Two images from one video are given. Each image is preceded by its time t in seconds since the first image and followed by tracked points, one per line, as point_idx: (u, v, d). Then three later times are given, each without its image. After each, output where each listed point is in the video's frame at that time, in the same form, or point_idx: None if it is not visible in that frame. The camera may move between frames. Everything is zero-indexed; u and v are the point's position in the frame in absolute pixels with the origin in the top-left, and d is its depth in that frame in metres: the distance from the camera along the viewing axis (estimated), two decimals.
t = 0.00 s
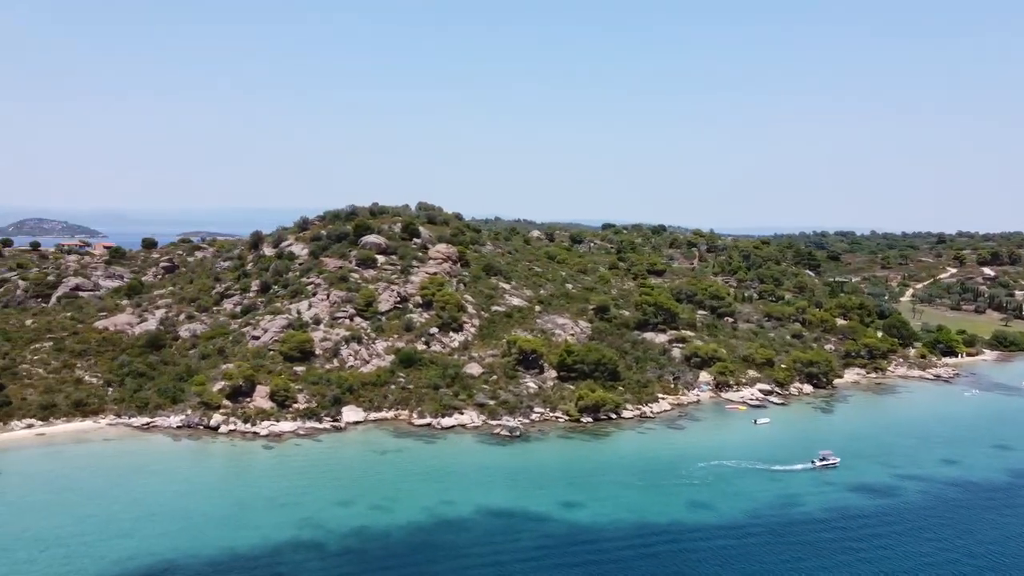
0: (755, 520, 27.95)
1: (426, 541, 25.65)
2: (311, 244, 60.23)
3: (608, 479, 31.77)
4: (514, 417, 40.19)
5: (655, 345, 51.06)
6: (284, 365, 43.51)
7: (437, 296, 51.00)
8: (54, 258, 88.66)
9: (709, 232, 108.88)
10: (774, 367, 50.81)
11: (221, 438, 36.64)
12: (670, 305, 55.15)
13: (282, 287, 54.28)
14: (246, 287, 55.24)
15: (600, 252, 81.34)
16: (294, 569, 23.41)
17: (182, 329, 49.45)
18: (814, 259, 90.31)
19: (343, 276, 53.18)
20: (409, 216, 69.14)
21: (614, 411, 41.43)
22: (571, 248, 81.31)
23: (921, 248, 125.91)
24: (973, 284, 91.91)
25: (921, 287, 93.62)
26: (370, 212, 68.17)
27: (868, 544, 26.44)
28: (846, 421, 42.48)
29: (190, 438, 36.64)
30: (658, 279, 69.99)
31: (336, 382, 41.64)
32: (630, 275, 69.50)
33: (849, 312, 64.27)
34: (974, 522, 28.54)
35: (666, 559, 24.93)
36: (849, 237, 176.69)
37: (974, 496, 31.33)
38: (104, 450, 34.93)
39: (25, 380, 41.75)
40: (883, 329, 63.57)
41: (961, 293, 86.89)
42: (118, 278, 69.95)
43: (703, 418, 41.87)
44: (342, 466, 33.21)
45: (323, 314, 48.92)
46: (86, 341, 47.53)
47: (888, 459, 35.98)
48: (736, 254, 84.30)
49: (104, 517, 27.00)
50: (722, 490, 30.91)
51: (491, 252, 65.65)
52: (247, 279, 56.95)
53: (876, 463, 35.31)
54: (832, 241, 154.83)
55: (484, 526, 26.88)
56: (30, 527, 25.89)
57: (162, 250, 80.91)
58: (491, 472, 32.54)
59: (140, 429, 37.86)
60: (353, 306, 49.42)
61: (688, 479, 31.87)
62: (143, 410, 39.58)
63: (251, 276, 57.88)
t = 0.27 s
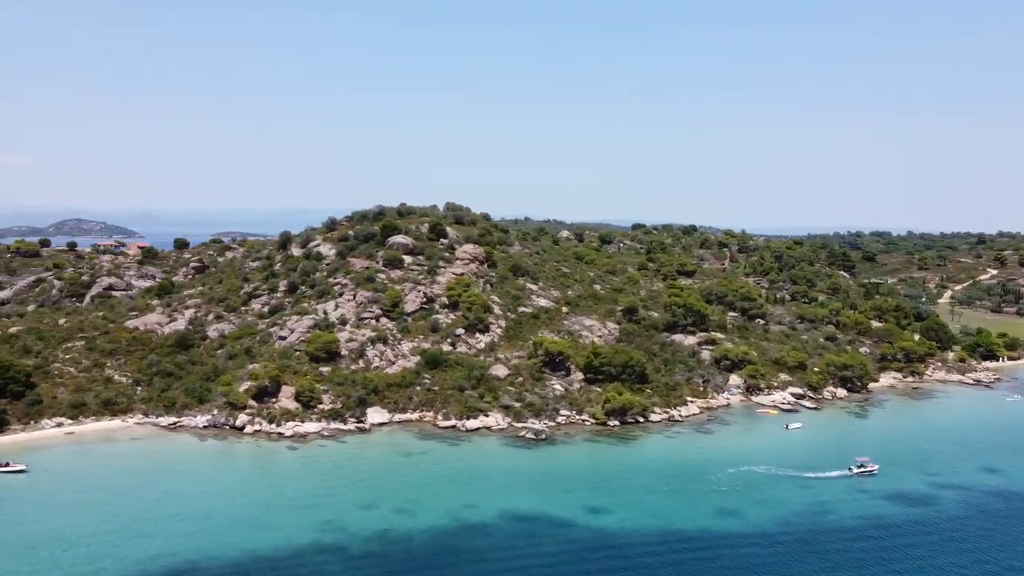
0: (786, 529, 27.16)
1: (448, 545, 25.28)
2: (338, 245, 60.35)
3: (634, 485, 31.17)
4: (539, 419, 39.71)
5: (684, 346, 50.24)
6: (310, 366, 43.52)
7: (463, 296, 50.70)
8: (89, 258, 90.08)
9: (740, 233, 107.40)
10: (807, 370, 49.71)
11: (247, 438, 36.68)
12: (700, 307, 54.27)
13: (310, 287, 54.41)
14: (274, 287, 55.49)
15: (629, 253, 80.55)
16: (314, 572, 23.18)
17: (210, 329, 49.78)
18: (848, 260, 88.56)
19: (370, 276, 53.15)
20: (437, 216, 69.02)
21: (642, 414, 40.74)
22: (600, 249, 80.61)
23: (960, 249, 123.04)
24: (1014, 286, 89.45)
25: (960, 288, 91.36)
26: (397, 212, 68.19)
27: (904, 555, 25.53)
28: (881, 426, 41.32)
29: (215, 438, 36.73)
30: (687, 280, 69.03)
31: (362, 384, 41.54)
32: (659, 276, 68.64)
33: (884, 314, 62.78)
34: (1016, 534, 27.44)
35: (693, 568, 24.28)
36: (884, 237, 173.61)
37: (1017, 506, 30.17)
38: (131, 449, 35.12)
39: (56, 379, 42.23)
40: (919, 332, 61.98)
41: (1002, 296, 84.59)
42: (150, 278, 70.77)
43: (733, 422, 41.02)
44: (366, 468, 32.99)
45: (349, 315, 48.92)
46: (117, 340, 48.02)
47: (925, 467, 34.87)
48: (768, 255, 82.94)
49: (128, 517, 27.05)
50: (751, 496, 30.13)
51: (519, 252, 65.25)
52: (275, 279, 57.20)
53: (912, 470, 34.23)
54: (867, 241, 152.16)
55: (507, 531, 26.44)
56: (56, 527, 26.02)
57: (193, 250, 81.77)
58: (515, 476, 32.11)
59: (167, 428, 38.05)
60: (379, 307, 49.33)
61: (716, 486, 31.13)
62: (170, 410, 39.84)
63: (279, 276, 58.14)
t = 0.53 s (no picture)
0: (819, 538, 26.30)
1: (470, 551, 24.87)
2: (367, 245, 60.39)
3: (662, 491, 30.51)
4: (566, 422, 39.14)
5: (715, 349, 49.33)
6: (336, 366, 43.48)
7: (490, 297, 50.29)
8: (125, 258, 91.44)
9: (774, 233, 105.69)
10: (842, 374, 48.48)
11: (272, 439, 36.67)
12: (731, 309, 53.26)
13: (337, 287, 54.44)
14: (302, 287, 55.67)
15: (660, 254, 79.59)
16: None
17: (239, 329, 50.06)
18: (885, 261, 86.59)
19: (397, 277, 53.02)
20: (465, 216, 68.77)
21: (671, 418, 39.96)
22: (630, 249, 79.77)
23: (1002, 250, 119.84)
24: None
25: (1002, 290, 88.82)
26: (425, 212, 68.09)
27: (943, 568, 24.54)
28: (920, 433, 40.05)
29: (241, 438, 36.79)
30: (719, 281, 67.91)
31: (387, 385, 41.36)
32: (690, 277, 67.63)
33: (923, 317, 61.12)
34: None
35: None
36: (922, 237, 170.21)
37: None
38: (158, 449, 35.26)
39: (87, 378, 42.68)
40: (959, 335, 60.20)
41: None
42: (182, 277, 71.52)
43: (764, 427, 40.06)
44: (390, 471, 32.72)
45: (376, 316, 48.83)
46: (147, 340, 48.49)
47: (966, 475, 33.65)
48: (802, 256, 81.40)
49: (152, 518, 27.06)
50: (783, 504, 29.28)
51: (547, 252, 64.74)
52: (303, 279, 57.40)
53: (952, 479, 33.04)
54: (904, 242, 149.07)
55: (530, 537, 25.95)
56: (81, 526, 26.14)
57: (225, 250, 82.54)
58: (541, 480, 31.62)
59: (194, 428, 38.21)
60: (406, 307, 49.14)
61: (746, 493, 30.32)
62: (197, 409, 40.04)
63: (307, 276, 58.33)
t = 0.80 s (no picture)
0: (853, 549, 25.41)
1: (491, 557, 24.42)
2: (394, 245, 60.33)
3: (690, 497, 29.81)
4: (593, 425, 38.53)
5: (746, 351, 48.34)
6: (361, 367, 43.36)
7: (517, 298, 49.79)
8: (159, 258, 92.63)
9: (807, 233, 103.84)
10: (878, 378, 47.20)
11: (297, 440, 36.62)
12: (763, 310, 52.18)
13: (365, 287, 54.42)
14: (330, 287, 55.78)
15: (690, 254, 78.51)
16: None
17: (267, 328, 50.26)
18: (923, 261, 84.49)
19: (424, 277, 52.81)
20: (493, 216, 68.45)
21: (700, 422, 39.14)
22: (660, 250, 78.81)
23: None
24: None
25: None
26: (454, 212, 67.89)
27: None
28: (959, 440, 38.74)
29: (266, 439, 36.80)
30: (751, 282, 66.69)
31: (412, 387, 41.11)
32: (721, 278, 66.52)
33: (962, 320, 59.39)
34: None
35: None
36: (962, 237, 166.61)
37: None
38: (184, 448, 35.36)
39: (116, 377, 43.07)
40: (1001, 338, 58.37)
41: None
42: (213, 277, 72.14)
43: (797, 432, 39.06)
44: (414, 474, 32.40)
45: (402, 316, 48.67)
46: (176, 339, 48.87)
47: (1009, 485, 32.39)
48: (836, 257, 79.75)
49: (175, 519, 27.05)
50: (815, 513, 28.40)
51: (576, 253, 64.12)
52: (331, 280, 57.51)
53: (994, 489, 31.84)
54: (942, 242, 145.79)
55: (553, 544, 25.43)
56: (105, 526, 26.21)
57: (256, 250, 83.19)
58: (566, 484, 31.10)
59: (220, 428, 38.32)
60: (432, 308, 48.88)
61: (777, 501, 29.47)
62: (224, 409, 40.19)
63: (335, 276, 58.43)
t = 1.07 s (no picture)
0: (890, 561, 24.50)
1: (515, 564, 23.96)
2: (422, 245, 60.19)
3: (720, 504, 29.06)
4: (620, 429, 37.86)
5: (778, 354, 47.29)
6: (387, 368, 43.19)
7: (545, 299, 49.26)
8: (191, 258, 93.65)
9: (842, 234, 101.78)
10: (915, 383, 45.84)
11: (322, 441, 36.54)
12: (796, 313, 51.05)
13: (392, 288, 54.32)
14: (357, 288, 55.79)
15: (722, 255, 77.32)
16: None
17: (294, 329, 50.38)
18: (963, 262, 82.28)
19: (451, 278, 52.53)
20: (521, 216, 68.02)
21: (730, 426, 38.27)
22: (691, 251, 77.74)
23: None
24: None
25: None
26: (482, 212, 67.59)
27: None
28: (1001, 448, 37.40)
29: (292, 440, 36.75)
30: (783, 284, 65.41)
31: (438, 388, 40.81)
32: (753, 279, 65.33)
33: (1005, 323, 57.57)
34: None
35: None
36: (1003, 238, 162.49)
37: None
38: (210, 448, 35.42)
39: (146, 376, 43.42)
40: None
41: None
42: (243, 277, 72.67)
43: (831, 438, 38.02)
44: (438, 477, 32.04)
45: (429, 317, 48.44)
46: (205, 339, 49.17)
47: None
48: (872, 258, 77.97)
49: (198, 519, 26.98)
50: (850, 523, 27.50)
51: (605, 253, 63.42)
52: (358, 280, 57.52)
53: None
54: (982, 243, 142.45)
55: (578, 551, 24.89)
56: (129, 526, 26.24)
57: (286, 250, 83.68)
58: (592, 489, 30.53)
59: (246, 428, 38.37)
60: (459, 309, 48.57)
61: (810, 509, 28.60)
62: (250, 409, 40.29)
63: (363, 277, 58.43)
